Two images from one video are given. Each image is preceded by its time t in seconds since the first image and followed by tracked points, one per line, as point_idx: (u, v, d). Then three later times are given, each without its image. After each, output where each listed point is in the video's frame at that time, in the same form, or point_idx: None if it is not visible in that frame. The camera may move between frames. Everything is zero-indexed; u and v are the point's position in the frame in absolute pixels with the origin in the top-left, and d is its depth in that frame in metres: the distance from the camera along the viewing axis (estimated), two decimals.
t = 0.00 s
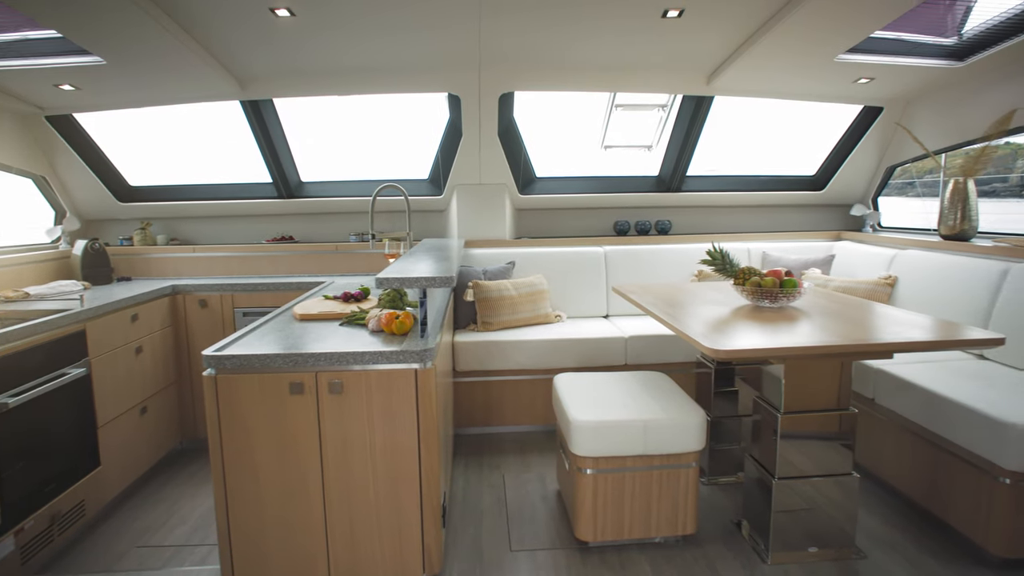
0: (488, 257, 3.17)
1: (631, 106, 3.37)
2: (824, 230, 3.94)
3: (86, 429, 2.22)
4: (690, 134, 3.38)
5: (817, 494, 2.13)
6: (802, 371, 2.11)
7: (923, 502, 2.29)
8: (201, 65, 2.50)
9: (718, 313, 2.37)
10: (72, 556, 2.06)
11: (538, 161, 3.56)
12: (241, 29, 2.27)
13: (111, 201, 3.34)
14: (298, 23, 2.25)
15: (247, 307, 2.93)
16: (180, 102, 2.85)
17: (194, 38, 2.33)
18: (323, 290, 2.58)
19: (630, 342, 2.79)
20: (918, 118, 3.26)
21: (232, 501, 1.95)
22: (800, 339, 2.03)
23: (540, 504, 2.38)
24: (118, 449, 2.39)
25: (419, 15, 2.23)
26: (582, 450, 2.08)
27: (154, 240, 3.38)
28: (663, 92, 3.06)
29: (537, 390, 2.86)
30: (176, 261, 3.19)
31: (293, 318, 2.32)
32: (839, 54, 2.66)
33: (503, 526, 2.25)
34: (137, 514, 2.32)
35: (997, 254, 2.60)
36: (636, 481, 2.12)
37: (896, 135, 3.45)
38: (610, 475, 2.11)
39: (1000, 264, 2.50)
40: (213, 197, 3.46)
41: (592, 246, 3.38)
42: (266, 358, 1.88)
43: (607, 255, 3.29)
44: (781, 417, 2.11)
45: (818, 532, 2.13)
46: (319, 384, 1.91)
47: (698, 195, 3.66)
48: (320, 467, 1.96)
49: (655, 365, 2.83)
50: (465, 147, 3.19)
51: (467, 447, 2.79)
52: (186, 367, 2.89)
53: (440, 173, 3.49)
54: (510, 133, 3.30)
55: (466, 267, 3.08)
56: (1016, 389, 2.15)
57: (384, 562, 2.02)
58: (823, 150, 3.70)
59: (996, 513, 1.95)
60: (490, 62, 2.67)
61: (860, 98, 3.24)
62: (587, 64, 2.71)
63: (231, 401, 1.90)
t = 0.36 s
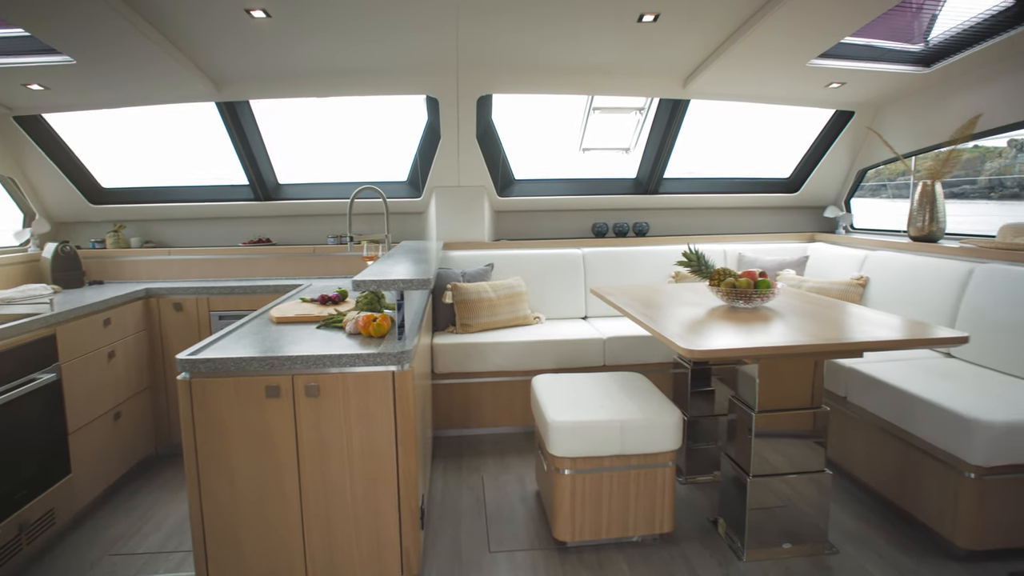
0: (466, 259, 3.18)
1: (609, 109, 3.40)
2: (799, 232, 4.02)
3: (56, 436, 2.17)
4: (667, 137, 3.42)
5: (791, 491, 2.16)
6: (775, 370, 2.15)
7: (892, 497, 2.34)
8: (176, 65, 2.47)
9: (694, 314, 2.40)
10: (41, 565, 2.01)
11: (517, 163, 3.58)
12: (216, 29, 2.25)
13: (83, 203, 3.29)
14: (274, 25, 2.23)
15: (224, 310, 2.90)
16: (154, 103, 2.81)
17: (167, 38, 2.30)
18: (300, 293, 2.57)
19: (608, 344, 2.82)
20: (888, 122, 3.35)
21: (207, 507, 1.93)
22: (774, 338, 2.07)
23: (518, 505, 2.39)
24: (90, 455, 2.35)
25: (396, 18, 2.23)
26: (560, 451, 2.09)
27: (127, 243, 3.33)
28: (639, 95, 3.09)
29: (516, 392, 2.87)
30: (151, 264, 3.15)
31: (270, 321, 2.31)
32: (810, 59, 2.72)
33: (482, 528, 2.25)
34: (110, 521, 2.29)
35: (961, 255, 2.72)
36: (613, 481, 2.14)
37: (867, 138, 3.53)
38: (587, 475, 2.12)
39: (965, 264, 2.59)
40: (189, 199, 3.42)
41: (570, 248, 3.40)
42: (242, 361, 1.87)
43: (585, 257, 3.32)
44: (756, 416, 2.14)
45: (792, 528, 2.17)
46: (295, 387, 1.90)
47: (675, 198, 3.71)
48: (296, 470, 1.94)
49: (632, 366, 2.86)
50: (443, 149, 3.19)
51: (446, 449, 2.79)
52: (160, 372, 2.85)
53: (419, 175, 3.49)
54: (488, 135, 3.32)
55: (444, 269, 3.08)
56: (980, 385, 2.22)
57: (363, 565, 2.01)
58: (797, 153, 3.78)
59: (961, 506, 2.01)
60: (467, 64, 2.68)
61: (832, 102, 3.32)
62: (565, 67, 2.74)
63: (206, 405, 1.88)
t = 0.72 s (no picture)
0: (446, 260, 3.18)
1: (587, 111, 3.43)
2: (775, 232, 4.08)
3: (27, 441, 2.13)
4: (645, 139, 3.46)
5: (766, 488, 2.20)
6: (750, 369, 2.19)
7: (864, 492, 2.39)
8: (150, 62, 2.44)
9: (671, 314, 2.43)
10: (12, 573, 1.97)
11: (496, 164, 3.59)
12: (190, 28, 2.23)
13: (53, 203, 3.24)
14: (250, 24, 2.22)
15: (200, 313, 2.88)
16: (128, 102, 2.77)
17: (139, 36, 2.27)
18: (278, 294, 2.55)
19: (587, 344, 2.85)
20: (861, 125, 3.42)
21: (182, 511, 1.91)
22: (750, 338, 2.10)
23: (498, 505, 2.40)
24: (62, 461, 2.31)
25: (374, 19, 2.22)
26: (539, 451, 2.10)
27: (100, 244, 3.28)
28: (617, 97, 3.12)
29: (496, 392, 2.88)
30: (125, 266, 3.10)
31: (247, 323, 2.29)
32: (784, 62, 2.77)
33: (462, 529, 2.26)
34: (83, 527, 2.25)
35: (930, 255, 2.80)
36: (592, 479, 2.15)
37: (841, 141, 3.61)
38: (566, 474, 2.14)
39: (933, 265, 2.67)
40: (165, 200, 3.38)
41: (550, 249, 3.42)
42: (217, 363, 1.84)
43: (564, 258, 3.34)
44: (731, 414, 2.17)
45: (768, 524, 2.20)
46: (272, 390, 1.88)
47: (653, 199, 3.75)
48: (274, 473, 1.92)
49: (611, 366, 2.89)
50: (422, 150, 3.19)
51: (426, 451, 2.78)
52: (134, 375, 2.81)
53: (398, 176, 3.49)
54: (467, 137, 3.33)
55: (424, 270, 3.08)
56: (948, 382, 2.28)
57: (341, 567, 2.00)
58: (773, 155, 3.84)
59: (928, 499, 2.06)
60: (446, 66, 2.68)
61: (807, 105, 3.38)
62: (544, 69, 2.75)
63: (181, 408, 1.86)
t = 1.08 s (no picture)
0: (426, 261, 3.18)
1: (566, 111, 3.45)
2: (753, 232, 4.15)
3: None
4: (623, 140, 3.49)
5: (743, 484, 2.23)
6: (727, 367, 2.22)
7: (839, 487, 2.43)
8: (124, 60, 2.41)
9: (650, 313, 2.45)
10: None
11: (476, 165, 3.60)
12: (164, 26, 2.20)
13: (24, 204, 3.17)
14: (227, 24, 2.20)
15: (176, 315, 2.87)
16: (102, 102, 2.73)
17: (111, 33, 2.23)
18: (256, 296, 2.53)
19: (567, 344, 2.87)
20: (836, 126, 3.49)
21: (159, 515, 1.88)
22: (727, 336, 2.13)
23: (479, 505, 2.41)
24: (34, 467, 2.26)
25: (351, 19, 2.22)
26: (519, 450, 2.11)
27: (73, 246, 3.22)
28: (595, 98, 3.14)
29: (476, 393, 2.89)
30: (99, 268, 3.05)
31: (225, 325, 2.27)
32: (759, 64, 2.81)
33: (443, 529, 2.26)
34: (55, 536, 2.20)
35: (902, 254, 2.87)
36: (572, 478, 2.17)
37: (816, 142, 3.68)
38: (545, 473, 2.15)
39: (904, 263, 2.73)
40: (140, 201, 3.33)
41: (530, 249, 3.44)
42: (194, 365, 1.82)
43: (544, 258, 3.36)
44: (709, 412, 2.20)
45: (745, 520, 2.24)
46: (250, 392, 1.86)
47: (632, 199, 3.78)
48: (252, 476, 1.90)
49: (590, 365, 2.91)
50: (401, 150, 3.18)
51: (406, 452, 2.78)
52: (109, 379, 2.77)
53: (377, 177, 3.48)
54: (446, 137, 3.33)
55: (403, 271, 3.08)
56: (918, 377, 2.33)
57: (321, 569, 1.98)
58: (750, 156, 3.90)
59: (900, 492, 2.11)
60: (426, 66, 2.68)
61: (782, 107, 3.44)
62: (524, 70, 2.76)
63: (157, 412, 1.83)
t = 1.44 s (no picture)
0: (406, 261, 3.17)
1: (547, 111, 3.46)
2: (731, 231, 4.20)
3: None
4: (603, 140, 3.52)
5: (721, 480, 2.26)
6: (705, 365, 2.24)
7: (815, 482, 2.47)
8: (96, 56, 2.37)
9: (629, 312, 2.48)
10: None
11: (456, 165, 3.61)
12: (138, 23, 2.17)
13: None
14: (202, 22, 2.18)
15: (153, 317, 2.84)
16: (75, 99, 2.68)
17: (83, 29, 2.20)
18: (234, 297, 2.51)
19: (548, 343, 2.89)
20: (812, 127, 3.55)
21: (134, 519, 1.84)
22: (705, 333, 2.15)
23: (460, 504, 2.41)
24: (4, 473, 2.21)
25: (329, 18, 2.21)
26: (500, 449, 2.12)
27: (45, 247, 3.17)
28: (575, 98, 3.16)
29: (458, 393, 2.89)
30: (73, 269, 3.00)
31: (202, 327, 2.24)
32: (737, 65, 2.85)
33: (424, 529, 2.25)
34: (27, 543, 2.15)
35: (876, 252, 2.92)
36: (553, 476, 2.18)
37: (792, 142, 3.73)
38: (527, 472, 2.16)
39: (878, 261, 2.79)
40: (115, 201, 3.28)
41: (510, 249, 3.45)
42: (170, 367, 1.79)
43: (525, 257, 3.37)
44: (687, 409, 2.23)
45: (723, 515, 2.27)
46: (228, 394, 1.84)
47: (612, 199, 3.81)
48: (230, 479, 1.87)
49: (571, 364, 2.93)
50: (381, 150, 3.17)
51: (387, 452, 2.77)
52: (83, 382, 2.72)
53: (357, 177, 3.47)
54: (426, 136, 3.33)
55: (384, 271, 3.07)
56: (892, 373, 2.38)
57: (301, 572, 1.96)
58: (728, 156, 3.95)
59: (873, 485, 2.15)
60: (405, 66, 2.68)
61: (760, 108, 3.49)
62: (504, 70, 2.77)
63: (132, 415, 1.79)
